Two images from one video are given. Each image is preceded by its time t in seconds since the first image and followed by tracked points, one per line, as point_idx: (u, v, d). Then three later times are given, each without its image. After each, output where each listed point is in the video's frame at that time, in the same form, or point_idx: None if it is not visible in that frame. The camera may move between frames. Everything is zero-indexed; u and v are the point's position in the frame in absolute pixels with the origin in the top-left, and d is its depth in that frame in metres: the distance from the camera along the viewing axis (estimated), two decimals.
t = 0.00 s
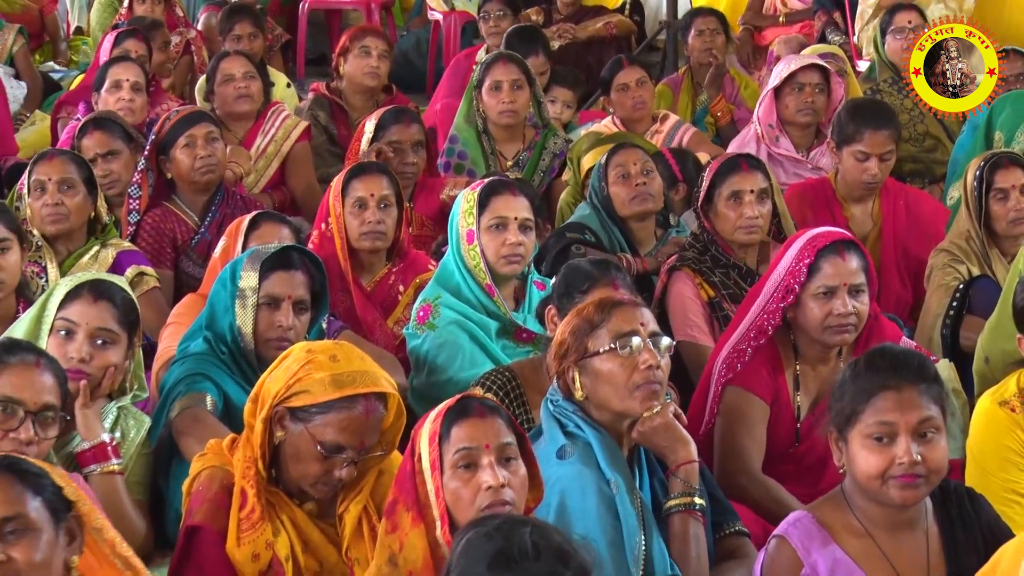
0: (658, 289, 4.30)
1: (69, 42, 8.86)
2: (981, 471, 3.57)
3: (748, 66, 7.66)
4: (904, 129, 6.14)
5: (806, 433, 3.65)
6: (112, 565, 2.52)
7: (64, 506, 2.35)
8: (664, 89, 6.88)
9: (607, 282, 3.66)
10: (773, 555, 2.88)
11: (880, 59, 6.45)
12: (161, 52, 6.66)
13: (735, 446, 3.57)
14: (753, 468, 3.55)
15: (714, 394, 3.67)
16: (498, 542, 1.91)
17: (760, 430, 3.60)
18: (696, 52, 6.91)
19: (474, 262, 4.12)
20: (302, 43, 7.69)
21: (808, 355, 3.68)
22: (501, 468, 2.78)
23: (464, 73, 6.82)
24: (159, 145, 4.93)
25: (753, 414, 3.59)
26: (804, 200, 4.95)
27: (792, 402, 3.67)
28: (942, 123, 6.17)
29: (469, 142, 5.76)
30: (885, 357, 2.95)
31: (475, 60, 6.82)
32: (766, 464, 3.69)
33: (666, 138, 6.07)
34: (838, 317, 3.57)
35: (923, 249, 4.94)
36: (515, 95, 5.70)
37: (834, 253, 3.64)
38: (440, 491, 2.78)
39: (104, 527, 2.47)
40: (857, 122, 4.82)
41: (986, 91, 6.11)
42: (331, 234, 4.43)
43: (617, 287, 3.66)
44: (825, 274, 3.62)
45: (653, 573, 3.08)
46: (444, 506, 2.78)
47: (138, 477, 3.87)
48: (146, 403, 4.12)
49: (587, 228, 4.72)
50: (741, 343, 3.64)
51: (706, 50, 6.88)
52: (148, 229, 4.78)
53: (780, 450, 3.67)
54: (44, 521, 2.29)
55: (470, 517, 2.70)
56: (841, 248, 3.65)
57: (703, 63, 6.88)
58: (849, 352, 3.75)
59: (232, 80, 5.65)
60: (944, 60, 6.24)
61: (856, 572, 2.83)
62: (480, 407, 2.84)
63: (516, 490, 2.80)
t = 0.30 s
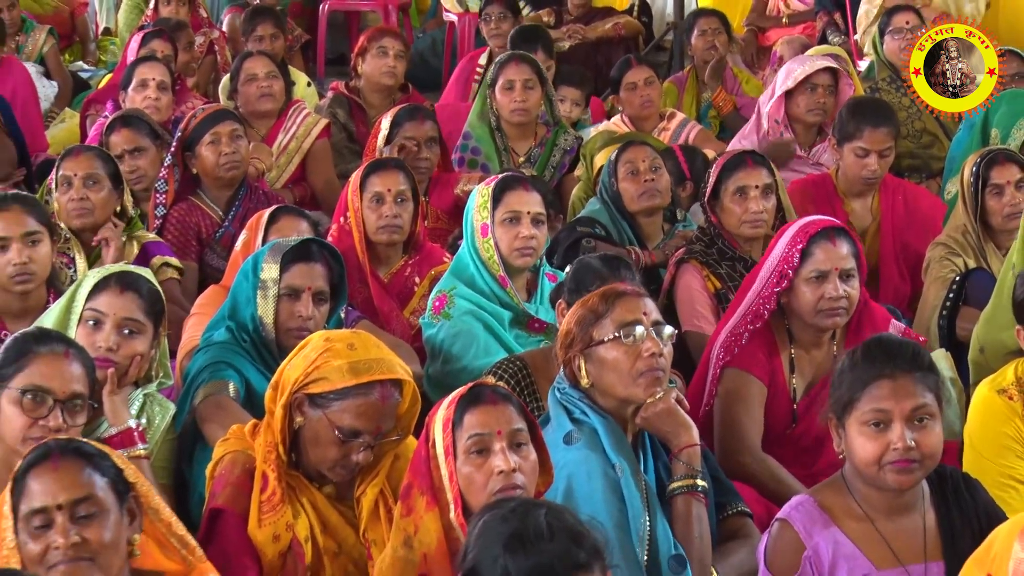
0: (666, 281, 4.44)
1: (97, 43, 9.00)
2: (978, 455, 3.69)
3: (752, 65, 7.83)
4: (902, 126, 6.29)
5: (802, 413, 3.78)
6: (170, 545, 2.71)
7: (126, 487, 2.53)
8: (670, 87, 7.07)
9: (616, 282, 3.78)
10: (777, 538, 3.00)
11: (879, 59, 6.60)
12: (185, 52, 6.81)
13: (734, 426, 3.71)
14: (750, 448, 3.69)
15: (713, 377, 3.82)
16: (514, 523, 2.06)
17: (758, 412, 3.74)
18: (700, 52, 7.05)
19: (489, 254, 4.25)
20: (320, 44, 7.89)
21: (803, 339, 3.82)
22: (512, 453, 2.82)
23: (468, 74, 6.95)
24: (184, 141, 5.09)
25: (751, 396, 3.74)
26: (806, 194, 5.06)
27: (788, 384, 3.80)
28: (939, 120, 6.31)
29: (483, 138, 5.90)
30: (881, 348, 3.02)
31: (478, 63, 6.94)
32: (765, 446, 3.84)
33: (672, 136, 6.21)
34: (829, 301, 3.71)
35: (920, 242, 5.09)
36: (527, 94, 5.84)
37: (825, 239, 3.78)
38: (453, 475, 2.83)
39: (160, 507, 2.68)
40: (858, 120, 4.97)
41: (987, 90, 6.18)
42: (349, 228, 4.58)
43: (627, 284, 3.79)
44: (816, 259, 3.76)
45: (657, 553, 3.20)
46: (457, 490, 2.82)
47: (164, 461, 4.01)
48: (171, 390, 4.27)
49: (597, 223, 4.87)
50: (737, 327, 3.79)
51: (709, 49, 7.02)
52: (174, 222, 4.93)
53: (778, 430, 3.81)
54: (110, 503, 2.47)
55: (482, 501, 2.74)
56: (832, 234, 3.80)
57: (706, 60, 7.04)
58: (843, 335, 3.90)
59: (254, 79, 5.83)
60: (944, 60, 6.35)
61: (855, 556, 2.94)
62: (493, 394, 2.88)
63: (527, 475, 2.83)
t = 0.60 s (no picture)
0: (676, 281, 4.56)
1: (126, 50, 9.33)
2: (983, 451, 3.78)
3: (762, 71, 7.98)
4: (908, 129, 6.49)
5: (797, 400, 3.94)
6: (212, 544, 2.76)
7: (171, 485, 2.67)
8: (679, 95, 7.21)
9: (627, 281, 3.89)
10: (784, 530, 3.09)
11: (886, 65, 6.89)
12: (211, 57, 6.95)
13: (733, 413, 3.86)
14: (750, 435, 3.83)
15: (709, 367, 3.96)
16: (530, 515, 2.13)
17: (754, 399, 3.89)
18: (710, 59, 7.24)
19: (504, 254, 4.37)
20: (344, 49, 8.10)
21: (794, 329, 3.97)
22: (527, 449, 2.90)
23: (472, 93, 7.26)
24: (210, 144, 5.23)
25: (747, 384, 3.89)
26: (814, 197, 5.15)
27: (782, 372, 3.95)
28: (944, 123, 6.50)
29: (500, 141, 6.02)
30: (882, 347, 3.11)
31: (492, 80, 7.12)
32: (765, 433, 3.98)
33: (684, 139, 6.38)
34: (816, 290, 3.86)
35: (925, 244, 5.19)
36: (545, 99, 5.95)
37: (811, 230, 3.93)
38: (471, 470, 2.90)
39: (205, 504, 2.75)
40: (864, 127, 5.06)
41: (986, 91, 6.33)
42: (369, 228, 4.69)
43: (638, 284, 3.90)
44: (803, 249, 3.91)
45: (668, 546, 3.29)
46: (474, 484, 2.91)
47: (189, 456, 4.09)
48: (196, 386, 4.39)
49: (610, 224, 4.98)
50: (731, 318, 3.93)
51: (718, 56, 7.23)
52: (199, 223, 5.06)
53: (776, 418, 3.95)
54: (156, 503, 2.60)
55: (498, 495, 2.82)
56: (818, 225, 3.94)
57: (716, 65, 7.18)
58: (833, 325, 4.04)
59: (277, 84, 5.97)
60: (945, 61, 6.56)
61: (860, 551, 3.04)
62: (509, 392, 2.95)
63: (542, 470, 2.91)
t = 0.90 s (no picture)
0: (688, 284, 4.65)
1: (158, 58, 9.64)
2: (987, 447, 3.89)
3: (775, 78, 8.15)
4: (914, 136, 6.75)
5: (797, 387, 4.11)
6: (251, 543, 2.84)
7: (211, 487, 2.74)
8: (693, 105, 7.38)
9: (636, 271, 4.03)
10: (792, 524, 3.16)
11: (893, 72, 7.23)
12: (239, 64, 7.11)
13: (738, 404, 4.02)
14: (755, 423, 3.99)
15: (712, 359, 4.12)
16: (547, 505, 2.20)
17: (757, 388, 4.05)
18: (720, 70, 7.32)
19: (522, 255, 4.51)
20: (368, 56, 8.32)
21: (788, 319, 4.16)
22: (545, 444, 3.02)
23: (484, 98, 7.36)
24: (239, 149, 5.39)
25: (749, 373, 4.05)
26: (822, 200, 5.28)
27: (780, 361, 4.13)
28: (949, 130, 6.74)
29: (520, 147, 6.17)
30: (887, 346, 3.19)
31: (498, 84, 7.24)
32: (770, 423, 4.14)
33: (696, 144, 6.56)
34: (807, 277, 4.05)
35: (930, 246, 5.32)
36: (562, 105, 6.07)
37: (800, 221, 4.13)
38: (490, 464, 3.02)
39: (246, 504, 2.82)
40: (871, 132, 5.22)
41: (986, 92, 6.56)
42: (391, 230, 4.85)
43: (647, 275, 4.03)
44: (793, 239, 4.10)
45: (681, 540, 3.38)
46: (493, 477, 3.03)
47: (218, 449, 4.24)
48: (225, 383, 4.54)
49: (624, 226, 5.12)
50: (730, 309, 4.11)
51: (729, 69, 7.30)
52: (228, 226, 5.22)
53: (778, 407, 4.12)
54: (193, 507, 2.67)
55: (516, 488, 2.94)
56: (806, 216, 4.14)
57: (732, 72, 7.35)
58: (825, 315, 4.23)
59: (303, 91, 6.16)
60: (945, 61, 6.76)
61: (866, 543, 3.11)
62: (527, 388, 3.08)
63: (558, 464, 3.03)
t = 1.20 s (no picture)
0: (693, 283, 4.78)
1: (177, 63, 9.82)
2: (984, 442, 3.99)
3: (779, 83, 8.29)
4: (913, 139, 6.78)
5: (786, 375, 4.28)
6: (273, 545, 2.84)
7: (236, 491, 2.75)
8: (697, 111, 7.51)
9: (642, 269, 4.15)
10: (795, 516, 3.19)
11: (893, 77, 7.40)
12: (255, 70, 7.24)
13: (736, 395, 4.15)
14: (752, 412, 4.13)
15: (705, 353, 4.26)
16: (556, 497, 2.31)
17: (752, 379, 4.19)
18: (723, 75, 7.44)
19: (531, 256, 4.62)
20: (380, 60, 8.47)
21: (772, 312, 4.32)
22: (553, 439, 3.12)
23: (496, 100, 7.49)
24: (256, 152, 5.51)
25: (742, 365, 4.20)
26: (823, 203, 5.39)
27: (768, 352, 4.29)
28: (948, 135, 6.80)
29: (529, 149, 6.26)
30: (885, 343, 3.22)
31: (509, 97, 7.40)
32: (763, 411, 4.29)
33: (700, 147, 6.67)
34: (788, 270, 4.22)
35: (927, 247, 5.43)
36: (570, 109, 6.19)
37: (779, 217, 4.30)
38: (500, 459, 3.12)
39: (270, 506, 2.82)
40: (870, 133, 5.33)
41: (986, 90, 6.78)
42: (404, 231, 4.96)
43: (653, 273, 4.16)
44: (774, 234, 4.27)
45: (686, 533, 3.47)
46: (503, 472, 3.13)
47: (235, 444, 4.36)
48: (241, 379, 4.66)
49: (629, 228, 5.22)
50: (718, 304, 4.27)
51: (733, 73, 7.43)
52: (245, 226, 5.34)
53: (768, 395, 4.28)
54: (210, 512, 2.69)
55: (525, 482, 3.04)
56: (785, 213, 4.32)
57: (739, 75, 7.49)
58: (808, 309, 4.41)
59: (318, 95, 6.25)
60: (946, 61, 7.10)
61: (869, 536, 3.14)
62: (536, 386, 3.17)
63: (566, 459, 3.14)
